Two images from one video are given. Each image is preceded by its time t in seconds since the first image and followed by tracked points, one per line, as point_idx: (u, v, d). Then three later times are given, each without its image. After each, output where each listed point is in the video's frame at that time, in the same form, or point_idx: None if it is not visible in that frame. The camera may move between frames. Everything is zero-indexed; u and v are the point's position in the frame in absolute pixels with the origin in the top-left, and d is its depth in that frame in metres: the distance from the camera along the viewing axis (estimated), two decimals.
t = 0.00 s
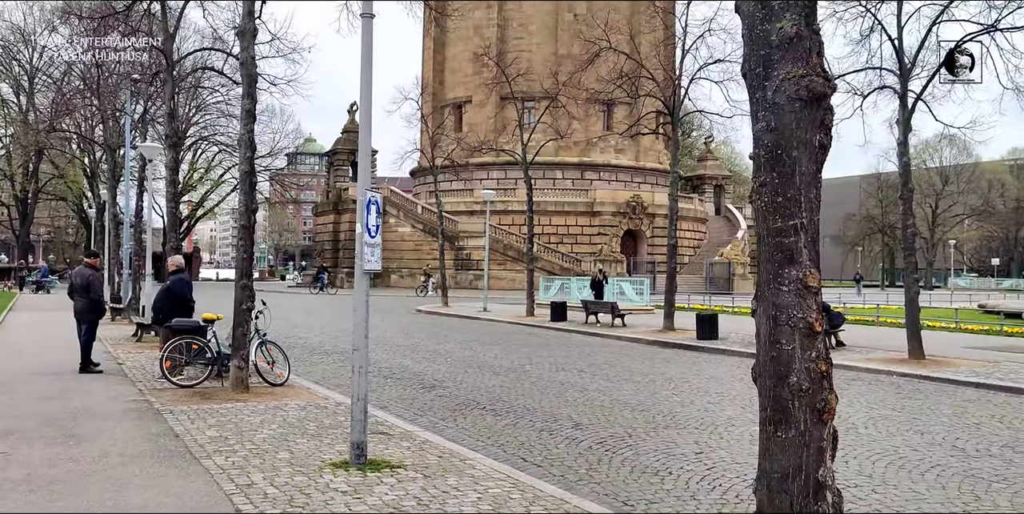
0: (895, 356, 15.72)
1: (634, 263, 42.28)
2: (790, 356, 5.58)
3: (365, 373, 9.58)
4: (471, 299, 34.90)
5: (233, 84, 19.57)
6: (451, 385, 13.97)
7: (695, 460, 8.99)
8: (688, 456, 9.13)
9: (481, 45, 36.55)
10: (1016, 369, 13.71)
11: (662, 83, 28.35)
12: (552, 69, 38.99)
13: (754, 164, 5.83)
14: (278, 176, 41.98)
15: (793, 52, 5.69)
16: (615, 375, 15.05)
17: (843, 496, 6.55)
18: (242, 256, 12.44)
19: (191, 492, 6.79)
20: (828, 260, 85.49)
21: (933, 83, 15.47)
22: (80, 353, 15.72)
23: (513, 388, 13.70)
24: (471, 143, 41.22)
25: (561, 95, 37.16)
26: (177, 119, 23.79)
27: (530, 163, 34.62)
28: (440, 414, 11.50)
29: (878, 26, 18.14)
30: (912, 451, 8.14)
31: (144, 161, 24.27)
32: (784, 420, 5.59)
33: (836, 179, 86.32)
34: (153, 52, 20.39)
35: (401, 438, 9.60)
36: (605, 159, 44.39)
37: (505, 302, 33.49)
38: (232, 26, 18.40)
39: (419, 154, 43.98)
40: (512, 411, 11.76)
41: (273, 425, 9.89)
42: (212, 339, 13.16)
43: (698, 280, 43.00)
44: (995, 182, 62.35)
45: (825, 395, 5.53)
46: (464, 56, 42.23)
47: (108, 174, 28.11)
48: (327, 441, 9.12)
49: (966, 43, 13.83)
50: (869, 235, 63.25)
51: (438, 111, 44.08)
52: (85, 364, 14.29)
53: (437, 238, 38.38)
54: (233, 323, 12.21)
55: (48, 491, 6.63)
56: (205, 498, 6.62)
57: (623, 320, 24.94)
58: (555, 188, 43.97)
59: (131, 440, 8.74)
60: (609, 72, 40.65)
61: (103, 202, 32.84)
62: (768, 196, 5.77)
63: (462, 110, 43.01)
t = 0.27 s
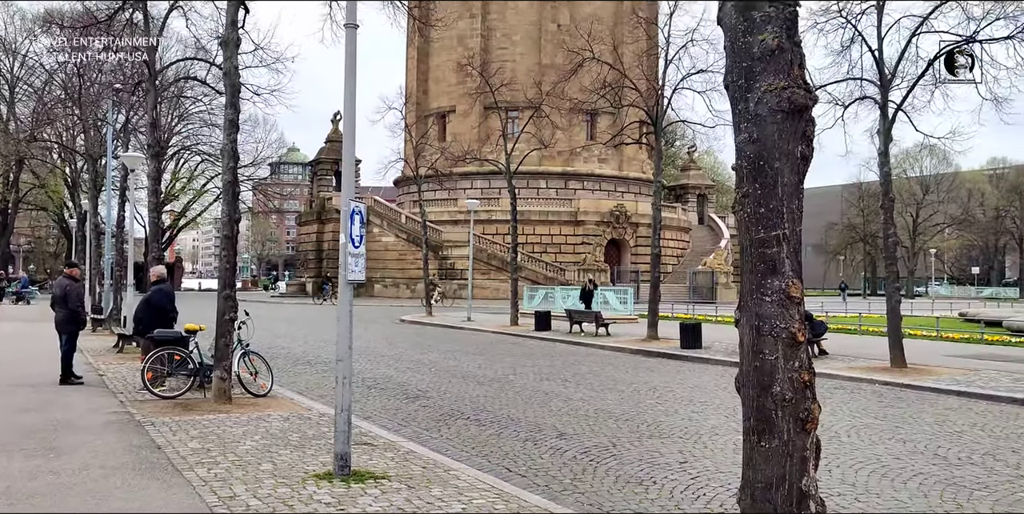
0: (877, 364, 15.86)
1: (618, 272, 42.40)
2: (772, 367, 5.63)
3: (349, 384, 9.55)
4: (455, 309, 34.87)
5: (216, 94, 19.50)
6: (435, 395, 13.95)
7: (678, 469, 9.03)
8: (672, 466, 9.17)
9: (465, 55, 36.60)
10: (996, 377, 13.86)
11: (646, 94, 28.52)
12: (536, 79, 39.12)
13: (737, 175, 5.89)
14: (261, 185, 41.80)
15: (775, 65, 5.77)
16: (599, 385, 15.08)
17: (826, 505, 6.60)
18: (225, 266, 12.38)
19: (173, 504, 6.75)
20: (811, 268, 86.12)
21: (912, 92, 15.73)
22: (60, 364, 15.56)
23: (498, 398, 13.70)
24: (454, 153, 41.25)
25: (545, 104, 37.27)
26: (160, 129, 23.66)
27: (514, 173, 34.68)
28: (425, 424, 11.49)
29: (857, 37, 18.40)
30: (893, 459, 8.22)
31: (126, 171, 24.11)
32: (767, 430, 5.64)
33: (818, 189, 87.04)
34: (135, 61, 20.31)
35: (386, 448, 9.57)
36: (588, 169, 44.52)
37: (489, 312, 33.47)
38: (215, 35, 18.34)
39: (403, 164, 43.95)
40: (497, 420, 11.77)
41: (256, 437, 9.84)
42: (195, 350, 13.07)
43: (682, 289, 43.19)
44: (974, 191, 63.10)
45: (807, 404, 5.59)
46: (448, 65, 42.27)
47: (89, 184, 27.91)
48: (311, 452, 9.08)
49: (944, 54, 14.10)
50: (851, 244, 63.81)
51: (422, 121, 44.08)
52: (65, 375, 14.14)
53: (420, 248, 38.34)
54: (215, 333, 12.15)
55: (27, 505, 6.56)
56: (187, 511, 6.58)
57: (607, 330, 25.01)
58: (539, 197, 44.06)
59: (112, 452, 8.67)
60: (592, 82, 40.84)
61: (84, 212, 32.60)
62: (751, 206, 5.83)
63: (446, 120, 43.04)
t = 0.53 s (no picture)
0: (864, 374, 15.95)
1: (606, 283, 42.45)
2: (760, 378, 5.67)
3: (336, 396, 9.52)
4: (443, 319, 34.79)
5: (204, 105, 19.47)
6: (423, 406, 13.91)
7: (666, 480, 9.04)
8: (660, 477, 9.18)
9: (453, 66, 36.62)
10: (982, 387, 13.96)
11: (633, 105, 28.62)
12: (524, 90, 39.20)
13: (724, 187, 5.94)
14: (248, 196, 41.64)
15: (761, 78, 5.85)
16: (587, 396, 15.08)
17: None
18: (212, 278, 12.33)
19: None
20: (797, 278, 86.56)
21: (896, 105, 15.97)
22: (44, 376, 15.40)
23: (486, 409, 13.68)
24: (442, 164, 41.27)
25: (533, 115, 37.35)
26: (146, 140, 23.55)
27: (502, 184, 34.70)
28: (413, 436, 11.46)
29: (843, 50, 18.63)
30: (881, 470, 8.27)
31: (112, 182, 23.99)
32: (755, 442, 5.67)
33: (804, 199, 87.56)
34: (122, 72, 20.26)
35: (373, 461, 9.54)
36: (576, 180, 44.60)
37: (477, 322, 33.41)
38: (203, 47, 18.30)
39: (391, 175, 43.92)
40: (485, 432, 11.75)
41: (242, 449, 9.78)
42: (181, 362, 12.97)
43: (669, 299, 43.28)
44: (959, 202, 63.63)
45: (795, 415, 5.63)
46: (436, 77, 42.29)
47: (75, 195, 27.76)
48: (298, 465, 9.04)
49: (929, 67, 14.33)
50: (837, 254, 64.17)
51: (409, 132, 44.06)
52: (49, 388, 14.01)
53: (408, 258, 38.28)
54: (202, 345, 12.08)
55: None
56: None
57: (595, 340, 25.01)
58: (526, 208, 44.09)
59: (97, 465, 8.60)
60: (580, 94, 40.99)
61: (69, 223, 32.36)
62: (738, 218, 5.89)
63: (434, 131, 43.04)
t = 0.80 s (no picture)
0: (854, 386, 16.01)
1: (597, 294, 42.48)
2: (750, 391, 5.69)
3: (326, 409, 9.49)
4: (433, 331, 34.71)
5: (194, 117, 19.45)
6: (413, 419, 13.88)
7: (657, 492, 9.04)
8: (651, 489, 9.18)
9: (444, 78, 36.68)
10: (971, 398, 14.04)
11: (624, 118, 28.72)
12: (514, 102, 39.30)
13: (714, 201, 5.98)
14: (238, 208, 41.50)
15: (751, 92, 5.92)
16: (578, 408, 15.08)
17: None
18: (202, 290, 12.29)
19: None
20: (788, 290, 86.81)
21: (885, 116, 16.26)
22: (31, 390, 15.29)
23: (476, 422, 13.66)
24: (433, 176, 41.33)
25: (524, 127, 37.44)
26: (136, 152, 23.48)
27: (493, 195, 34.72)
28: (404, 449, 11.43)
29: (831, 63, 18.93)
30: (871, 481, 8.31)
31: (102, 194, 23.91)
32: (745, 455, 5.68)
33: (794, 211, 87.96)
34: (113, 84, 20.24)
35: (363, 474, 9.50)
36: (567, 192, 44.67)
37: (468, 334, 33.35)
38: (193, 59, 18.31)
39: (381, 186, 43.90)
40: (475, 445, 11.74)
41: (232, 463, 9.73)
42: (170, 374, 12.89)
43: (660, 311, 43.34)
44: (947, 214, 64.09)
45: (785, 428, 5.65)
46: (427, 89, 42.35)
47: (64, 207, 27.64)
48: (288, 478, 9.00)
49: (920, 79, 14.63)
50: (827, 265, 64.47)
51: (400, 144, 44.06)
52: (37, 401, 13.90)
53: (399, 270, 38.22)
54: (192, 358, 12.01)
55: None
56: None
57: (585, 352, 25.03)
58: (517, 220, 44.12)
59: (86, 480, 8.54)
60: (570, 106, 41.15)
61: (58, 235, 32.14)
62: (727, 232, 5.93)
63: (424, 143, 43.05)
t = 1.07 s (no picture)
0: (847, 399, 16.03)
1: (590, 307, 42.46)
2: (743, 405, 5.70)
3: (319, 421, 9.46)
4: (426, 344, 34.66)
5: (187, 130, 19.44)
6: (406, 432, 13.86)
7: (650, 506, 9.03)
8: (644, 503, 9.17)
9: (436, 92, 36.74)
10: (964, 411, 14.08)
11: (616, 131, 28.84)
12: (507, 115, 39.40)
13: (707, 215, 6.01)
14: (231, 221, 41.42)
15: (742, 107, 5.98)
16: (572, 421, 15.08)
17: None
18: (194, 303, 12.26)
19: None
20: (781, 302, 86.99)
21: (876, 130, 16.45)
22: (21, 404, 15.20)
23: (470, 435, 13.63)
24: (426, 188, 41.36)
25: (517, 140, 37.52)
26: (128, 165, 23.45)
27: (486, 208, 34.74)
28: (396, 462, 11.41)
29: (822, 77, 19.13)
30: (864, 494, 8.33)
31: (94, 207, 23.83)
32: (739, 469, 5.69)
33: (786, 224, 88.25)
34: (105, 98, 20.22)
35: (356, 488, 9.47)
36: (560, 204, 44.69)
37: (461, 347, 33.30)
38: (186, 73, 18.33)
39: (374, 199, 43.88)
40: (468, 458, 11.72)
41: (223, 478, 9.68)
42: (161, 389, 12.82)
43: (653, 323, 43.35)
44: (939, 227, 64.50)
45: (778, 443, 5.67)
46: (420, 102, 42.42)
47: (56, 220, 27.55)
48: (280, 493, 8.97)
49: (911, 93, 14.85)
50: (819, 278, 64.66)
51: (393, 156, 44.06)
52: (28, 416, 13.83)
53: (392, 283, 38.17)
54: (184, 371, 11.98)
55: None
56: None
57: (579, 365, 25.03)
58: (510, 232, 44.11)
59: (76, 495, 8.48)
60: (563, 119, 41.28)
61: (49, 248, 31.98)
62: (720, 246, 5.96)
63: (417, 155, 43.06)
